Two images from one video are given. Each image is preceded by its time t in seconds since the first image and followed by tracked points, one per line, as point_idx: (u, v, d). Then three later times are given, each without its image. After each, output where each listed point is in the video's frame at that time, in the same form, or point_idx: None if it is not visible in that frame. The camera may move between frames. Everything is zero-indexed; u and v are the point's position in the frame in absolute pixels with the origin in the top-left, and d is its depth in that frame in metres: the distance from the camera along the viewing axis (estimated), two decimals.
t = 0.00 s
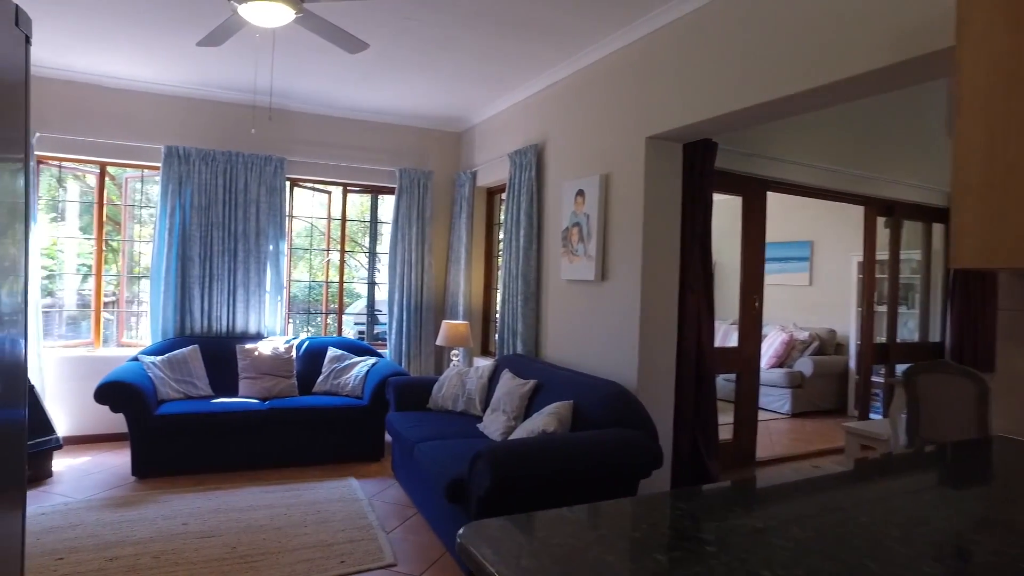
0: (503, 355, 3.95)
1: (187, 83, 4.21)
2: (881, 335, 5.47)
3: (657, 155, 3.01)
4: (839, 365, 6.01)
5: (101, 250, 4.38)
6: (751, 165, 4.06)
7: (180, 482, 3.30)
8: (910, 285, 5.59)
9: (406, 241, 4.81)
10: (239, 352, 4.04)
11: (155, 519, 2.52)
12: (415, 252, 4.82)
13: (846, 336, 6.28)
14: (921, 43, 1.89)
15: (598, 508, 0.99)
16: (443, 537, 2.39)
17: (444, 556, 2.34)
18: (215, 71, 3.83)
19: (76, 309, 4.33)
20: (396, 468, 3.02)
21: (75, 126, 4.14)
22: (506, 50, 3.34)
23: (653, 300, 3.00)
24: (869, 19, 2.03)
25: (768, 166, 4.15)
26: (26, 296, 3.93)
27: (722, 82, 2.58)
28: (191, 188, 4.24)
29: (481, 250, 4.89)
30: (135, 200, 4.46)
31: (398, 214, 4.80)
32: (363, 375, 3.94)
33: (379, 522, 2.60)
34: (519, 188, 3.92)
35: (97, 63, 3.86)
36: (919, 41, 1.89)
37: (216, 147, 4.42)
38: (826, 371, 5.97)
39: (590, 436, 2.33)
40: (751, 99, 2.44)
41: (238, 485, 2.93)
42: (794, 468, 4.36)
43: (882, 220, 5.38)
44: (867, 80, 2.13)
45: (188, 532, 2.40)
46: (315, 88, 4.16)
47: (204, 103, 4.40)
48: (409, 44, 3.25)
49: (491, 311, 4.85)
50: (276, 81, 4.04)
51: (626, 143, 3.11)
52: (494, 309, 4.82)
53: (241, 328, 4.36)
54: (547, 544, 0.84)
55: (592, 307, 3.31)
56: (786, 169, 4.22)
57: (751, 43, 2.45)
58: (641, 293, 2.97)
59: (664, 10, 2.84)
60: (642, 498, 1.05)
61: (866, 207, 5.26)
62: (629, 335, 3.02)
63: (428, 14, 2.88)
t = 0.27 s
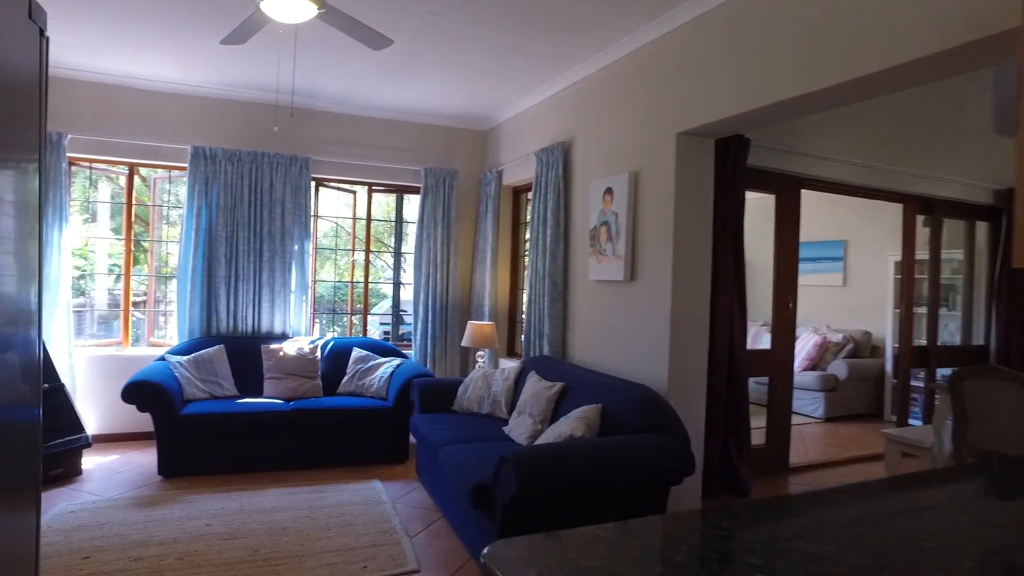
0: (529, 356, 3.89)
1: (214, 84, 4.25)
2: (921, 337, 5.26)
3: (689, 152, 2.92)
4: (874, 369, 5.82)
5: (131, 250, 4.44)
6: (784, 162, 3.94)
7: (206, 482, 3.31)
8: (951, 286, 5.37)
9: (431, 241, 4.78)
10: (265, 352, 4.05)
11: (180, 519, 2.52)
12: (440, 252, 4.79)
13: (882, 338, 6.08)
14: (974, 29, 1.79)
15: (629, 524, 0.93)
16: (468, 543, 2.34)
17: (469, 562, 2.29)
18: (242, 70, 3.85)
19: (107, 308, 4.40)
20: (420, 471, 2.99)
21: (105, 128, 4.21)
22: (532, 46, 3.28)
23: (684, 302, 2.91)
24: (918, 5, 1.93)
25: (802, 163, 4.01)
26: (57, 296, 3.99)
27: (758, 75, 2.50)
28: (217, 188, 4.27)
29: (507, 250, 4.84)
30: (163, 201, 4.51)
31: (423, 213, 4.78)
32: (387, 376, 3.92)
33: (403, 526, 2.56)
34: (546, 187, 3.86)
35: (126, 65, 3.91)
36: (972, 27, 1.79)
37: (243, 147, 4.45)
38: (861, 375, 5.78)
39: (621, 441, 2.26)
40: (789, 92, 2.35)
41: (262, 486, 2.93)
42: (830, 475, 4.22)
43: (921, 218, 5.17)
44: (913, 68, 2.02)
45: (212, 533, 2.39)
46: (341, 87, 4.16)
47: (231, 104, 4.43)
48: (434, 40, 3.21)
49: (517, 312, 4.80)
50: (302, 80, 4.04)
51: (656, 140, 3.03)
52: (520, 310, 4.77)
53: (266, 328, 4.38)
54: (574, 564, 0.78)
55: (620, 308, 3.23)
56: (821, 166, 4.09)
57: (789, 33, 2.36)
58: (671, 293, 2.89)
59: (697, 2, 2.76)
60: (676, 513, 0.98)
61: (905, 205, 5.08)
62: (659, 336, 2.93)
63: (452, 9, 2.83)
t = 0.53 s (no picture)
0: (559, 358, 3.81)
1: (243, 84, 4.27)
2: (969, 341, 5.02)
3: (725, 147, 2.82)
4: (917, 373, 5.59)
5: (163, 250, 4.50)
6: (823, 157, 3.79)
7: (235, 482, 3.32)
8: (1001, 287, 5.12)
9: (459, 240, 4.74)
10: (293, 352, 4.05)
11: (207, 520, 2.51)
12: (468, 252, 4.75)
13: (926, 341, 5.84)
14: None
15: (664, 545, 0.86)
16: (497, 550, 2.28)
17: (496, 570, 2.23)
18: (271, 69, 3.86)
19: (140, 307, 4.47)
20: (447, 475, 2.94)
21: (139, 130, 4.27)
22: (561, 40, 3.21)
23: (720, 303, 2.81)
24: None
25: (842, 158, 3.86)
26: (90, 295, 4.06)
27: (797, 66, 2.38)
28: (245, 188, 4.29)
29: (537, 249, 4.76)
30: (195, 201, 4.55)
31: (452, 213, 4.74)
32: (415, 376, 3.89)
33: (430, 531, 2.51)
34: (576, 185, 3.78)
35: (158, 66, 3.96)
36: None
37: (272, 147, 4.47)
38: (903, 379, 5.56)
39: (656, 446, 2.18)
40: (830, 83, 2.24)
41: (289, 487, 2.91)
42: (871, 484, 4.05)
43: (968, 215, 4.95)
44: (967, 55, 1.89)
45: (239, 535, 2.38)
46: (369, 86, 4.14)
47: (260, 104, 4.46)
48: (462, 36, 3.17)
49: (546, 312, 4.73)
50: (331, 79, 4.04)
51: (690, 135, 2.93)
52: (550, 310, 4.70)
53: (294, 328, 4.39)
54: None
55: (653, 309, 3.14)
56: (864, 161, 3.92)
57: (830, 20, 2.25)
58: (706, 294, 2.78)
59: None
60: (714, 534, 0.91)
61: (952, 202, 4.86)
62: (694, 339, 2.83)
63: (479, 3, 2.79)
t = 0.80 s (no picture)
0: (590, 359, 3.73)
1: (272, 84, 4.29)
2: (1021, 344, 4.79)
3: (763, 141, 2.71)
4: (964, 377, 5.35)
5: (194, 249, 4.55)
6: (866, 153, 3.64)
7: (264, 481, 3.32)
8: None
9: (488, 240, 4.70)
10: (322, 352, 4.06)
11: (235, 520, 2.51)
12: (498, 251, 4.70)
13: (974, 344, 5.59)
14: None
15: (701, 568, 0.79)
16: (527, 556, 2.22)
17: None
18: (300, 68, 3.87)
19: (172, 306, 4.53)
20: (476, 478, 2.89)
21: (171, 129, 4.33)
22: (592, 34, 3.14)
23: (758, 303, 2.70)
24: None
25: (885, 154, 3.70)
26: (122, 295, 4.12)
27: (838, 56, 2.27)
28: (275, 188, 4.31)
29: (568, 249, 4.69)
30: (225, 201, 4.60)
31: (481, 212, 4.70)
32: (444, 377, 3.85)
33: (458, 535, 2.46)
34: (608, 183, 3.70)
35: (189, 67, 4.00)
36: None
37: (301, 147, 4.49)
38: (948, 384, 5.33)
39: (692, 453, 2.09)
40: (873, 73, 2.12)
41: (317, 488, 2.90)
42: (916, 493, 3.88)
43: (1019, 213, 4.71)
44: None
45: (266, 536, 2.36)
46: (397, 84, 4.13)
47: (290, 104, 4.48)
48: (491, 31, 3.12)
49: (576, 313, 4.65)
50: (359, 78, 4.03)
51: (726, 130, 2.83)
52: (581, 311, 4.62)
53: (323, 328, 4.40)
54: None
55: (688, 309, 3.04)
56: (910, 156, 3.75)
57: (873, 7, 2.13)
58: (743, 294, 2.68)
59: None
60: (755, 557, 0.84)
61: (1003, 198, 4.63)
62: (731, 340, 2.73)
63: None
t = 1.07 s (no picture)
0: (619, 361, 3.65)
1: (299, 83, 4.30)
2: None
3: (801, 135, 2.60)
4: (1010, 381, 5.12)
5: (220, 249, 4.58)
6: (910, 147, 3.49)
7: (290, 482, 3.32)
8: None
9: (515, 239, 4.64)
10: (348, 352, 4.04)
11: (260, 521, 2.49)
12: (525, 251, 4.64)
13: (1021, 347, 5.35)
14: None
15: None
16: (556, 564, 2.15)
17: None
18: (326, 66, 3.87)
19: (200, 306, 4.57)
20: (503, 481, 2.83)
21: (200, 130, 4.36)
22: (621, 27, 3.06)
23: (796, 304, 2.59)
24: None
25: (929, 149, 3.54)
26: (151, 294, 4.17)
27: (877, 46, 2.16)
28: (301, 188, 4.32)
29: (597, 248, 4.60)
30: (252, 201, 4.62)
31: (508, 211, 4.65)
32: (470, 378, 3.80)
33: (485, 540, 2.41)
34: (638, 180, 3.61)
35: (217, 68, 4.03)
36: None
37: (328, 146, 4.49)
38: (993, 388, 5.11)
39: (725, 459, 2.00)
40: (914, 63, 2.01)
41: (341, 490, 2.87)
42: (962, 503, 3.71)
43: None
44: None
45: (290, 538, 2.34)
46: (424, 82, 4.10)
47: (316, 103, 4.49)
48: (518, 25, 3.07)
49: (605, 314, 4.57)
50: (384, 76, 4.01)
51: (762, 124, 2.73)
52: (609, 312, 4.53)
53: (349, 328, 4.39)
54: None
55: (722, 310, 2.94)
56: (956, 151, 3.59)
57: None
58: (780, 294, 2.58)
59: None
60: None
61: None
62: (767, 342, 2.62)
63: None
